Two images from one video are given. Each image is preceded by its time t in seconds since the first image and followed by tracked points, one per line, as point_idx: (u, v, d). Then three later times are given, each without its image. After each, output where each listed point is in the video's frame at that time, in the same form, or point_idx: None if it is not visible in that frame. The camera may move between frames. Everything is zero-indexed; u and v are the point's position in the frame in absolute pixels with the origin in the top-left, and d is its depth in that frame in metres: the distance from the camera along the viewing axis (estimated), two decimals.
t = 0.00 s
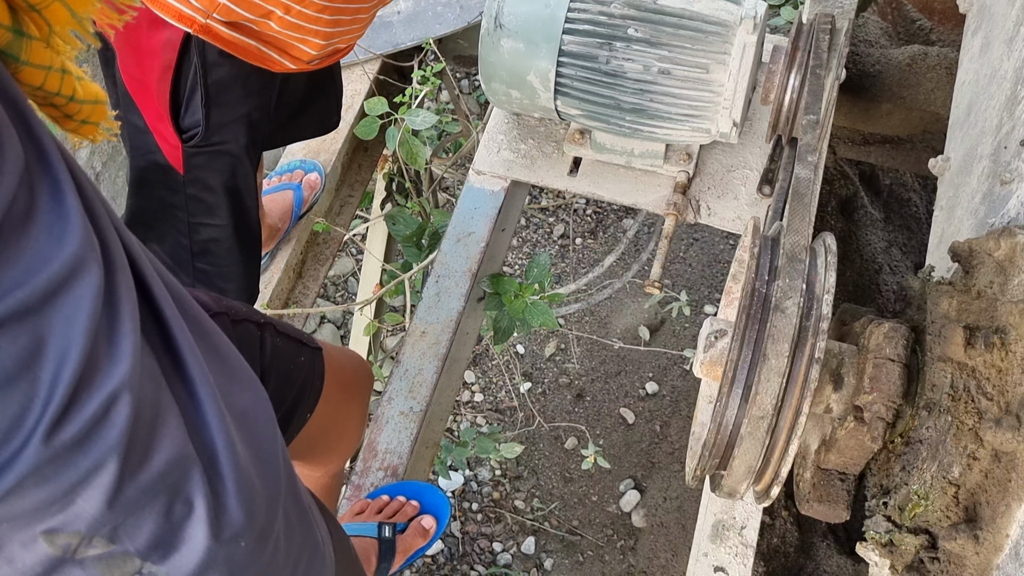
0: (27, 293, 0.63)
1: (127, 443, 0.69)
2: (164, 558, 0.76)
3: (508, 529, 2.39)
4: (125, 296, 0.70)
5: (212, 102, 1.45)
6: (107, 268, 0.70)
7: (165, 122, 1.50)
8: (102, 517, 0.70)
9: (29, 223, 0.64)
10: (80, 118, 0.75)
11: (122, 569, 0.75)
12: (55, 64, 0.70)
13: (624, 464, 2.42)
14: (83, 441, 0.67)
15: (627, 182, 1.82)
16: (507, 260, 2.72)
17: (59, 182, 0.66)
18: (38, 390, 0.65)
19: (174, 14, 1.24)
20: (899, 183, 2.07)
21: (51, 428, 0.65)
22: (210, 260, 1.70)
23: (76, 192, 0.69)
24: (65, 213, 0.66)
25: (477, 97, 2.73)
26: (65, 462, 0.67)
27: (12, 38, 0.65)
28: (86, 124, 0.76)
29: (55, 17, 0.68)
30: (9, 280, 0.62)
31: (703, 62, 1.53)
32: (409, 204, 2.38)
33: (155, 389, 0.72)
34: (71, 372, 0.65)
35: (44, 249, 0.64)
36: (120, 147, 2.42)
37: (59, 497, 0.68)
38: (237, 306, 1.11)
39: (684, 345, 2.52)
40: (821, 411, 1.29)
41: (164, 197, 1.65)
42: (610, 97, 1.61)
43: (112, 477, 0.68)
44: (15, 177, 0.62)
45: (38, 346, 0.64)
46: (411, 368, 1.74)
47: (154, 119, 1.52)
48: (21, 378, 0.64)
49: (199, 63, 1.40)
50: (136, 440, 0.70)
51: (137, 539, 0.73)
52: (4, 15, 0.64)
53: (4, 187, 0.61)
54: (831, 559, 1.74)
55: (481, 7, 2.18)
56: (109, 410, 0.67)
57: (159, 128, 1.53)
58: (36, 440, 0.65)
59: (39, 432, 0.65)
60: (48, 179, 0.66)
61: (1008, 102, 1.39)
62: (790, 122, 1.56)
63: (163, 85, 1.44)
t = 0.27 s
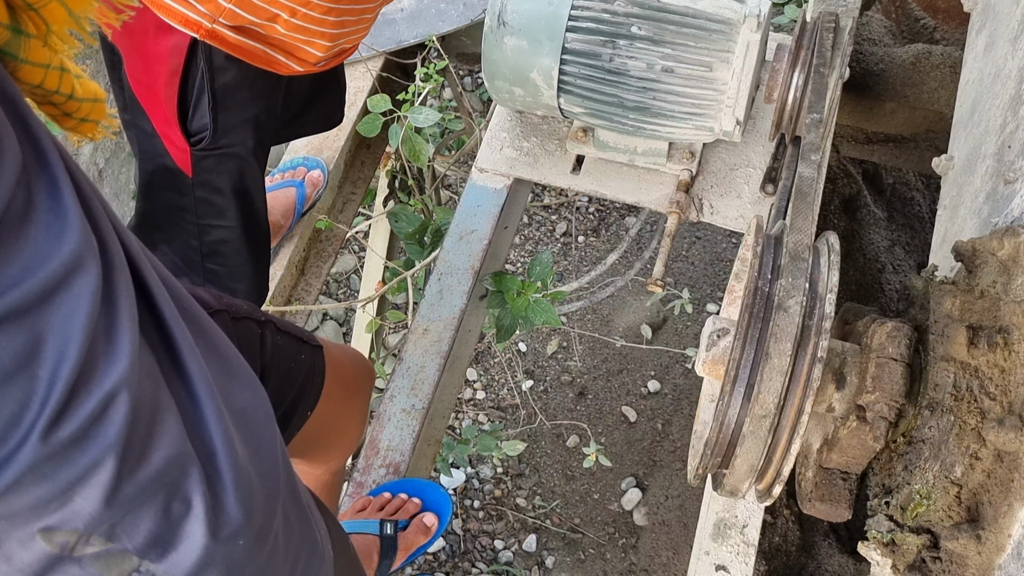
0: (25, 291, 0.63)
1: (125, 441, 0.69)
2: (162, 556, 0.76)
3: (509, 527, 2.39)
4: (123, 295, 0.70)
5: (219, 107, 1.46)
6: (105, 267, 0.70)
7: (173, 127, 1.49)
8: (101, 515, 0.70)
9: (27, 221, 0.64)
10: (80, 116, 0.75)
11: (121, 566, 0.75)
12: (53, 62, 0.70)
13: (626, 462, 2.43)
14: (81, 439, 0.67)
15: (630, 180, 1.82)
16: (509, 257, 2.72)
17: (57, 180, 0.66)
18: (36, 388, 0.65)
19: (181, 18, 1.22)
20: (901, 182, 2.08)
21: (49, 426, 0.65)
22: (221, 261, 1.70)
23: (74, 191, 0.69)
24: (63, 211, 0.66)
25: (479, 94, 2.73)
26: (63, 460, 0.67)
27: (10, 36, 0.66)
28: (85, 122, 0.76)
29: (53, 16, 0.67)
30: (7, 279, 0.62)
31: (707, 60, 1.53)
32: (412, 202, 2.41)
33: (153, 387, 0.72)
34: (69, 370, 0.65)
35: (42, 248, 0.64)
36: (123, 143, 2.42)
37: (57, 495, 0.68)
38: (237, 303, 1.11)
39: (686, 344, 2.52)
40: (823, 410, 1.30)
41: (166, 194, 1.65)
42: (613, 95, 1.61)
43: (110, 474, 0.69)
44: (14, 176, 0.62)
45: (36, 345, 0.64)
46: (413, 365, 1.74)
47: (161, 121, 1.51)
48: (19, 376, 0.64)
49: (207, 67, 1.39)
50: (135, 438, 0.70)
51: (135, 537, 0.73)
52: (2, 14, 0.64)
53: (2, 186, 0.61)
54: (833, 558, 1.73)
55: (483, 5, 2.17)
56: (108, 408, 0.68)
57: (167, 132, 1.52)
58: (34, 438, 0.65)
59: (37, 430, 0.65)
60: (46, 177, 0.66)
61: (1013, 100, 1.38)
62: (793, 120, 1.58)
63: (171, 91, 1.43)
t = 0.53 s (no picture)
0: (22, 291, 0.63)
1: (123, 441, 0.69)
2: (160, 556, 0.76)
3: (510, 527, 2.39)
4: (121, 295, 0.70)
5: (231, 110, 1.46)
6: (102, 266, 0.70)
7: (186, 132, 1.50)
8: (98, 515, 0.70)
9: (24, 221, 0.64)
10: (77, 117, 0.76)
11: (118, 566, 0.75)
12: (50, 62, 0.70)
13: (627, 462, 2.43)
14: (78, 438, 0.67)
15: (631, 180, 1.82)
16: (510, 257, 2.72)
17: (53, 181, 0.66)
18: (33, 388, 0.65)
19: (188, 25, 1.22)
20: (902, 182, 2.08)
21: (47, 425, 0.65)
22: (239, 261, 1.68)
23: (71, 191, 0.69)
24: (60, 211, 0.66)
25: (480, 95, 2.73)
26: (60, 459, 0.67)
27: (7, 37, 0.66)
28: (83, 122, 0.77)
29: (50, 17, 0.67)
30: (4, 278, 0.62)
31: (707, 60, 1.53)
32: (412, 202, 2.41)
33: (151, 387, 0.72)
34: (66, 369, 0.65)
35: (39, 247, 0.64)
36: (123, 143, 2.42)
37: (54, 494, 0.68)
38: (237, 303, 1.11)
39: (687, 344, 2.52)
40: (824, 410, 1.29)
41: (167, 195, 1.65)
42: (613, 95, 1.61)
43: (108, 474, 0.69)
44: (10, 176, 0.62)
45: (33, 344, 0.64)
46: (413, 365, 1.74)
47: (173, 128, 1.52)
48: (16, 375, 0.64)
49: (217, 73, 1.40)
50: (132, 438, 0.70)
51: (133, 536, 0.73)
52: None
53: None
54: (834, 558, 1.73)
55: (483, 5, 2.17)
56: (105, 407, 0.68)
57: (181, 139, 1.53)
58: (31, 437, 0.65)
59: (34, 429, 0.65)
60: (43, 177, 0.66)
61: (1013, 100, 1.38)
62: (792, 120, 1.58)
63: (181, 97, 1.44)
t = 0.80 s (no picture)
0: (23, 292, 0.63)
1: (124, 441, 0.69)
2: (161, 556, 0.76)
3: (512, 527, 2.39)
4: (122, 295, 0.71)
5: (237, 113, 1.45)
6: (103, 267, 0.70)
7: (194, 136, 1.50)
8: (100, 514, 0.70)
9: (24, 222, 0.64)
10: (78, 116, 0.76)
11: (119, 566, 0.75)
12: (51, 63, 0.70)
13: (628, 463, 2.43)
14: (79, 439, 0.67)
15: (632, 180, 1.82)
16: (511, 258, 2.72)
17: (54, 181, 0.66)
18: (34, 388, 0.65)
19: (193, 32, 1.22)
20: (903, 182, 2.09)
21: (48, 425, 0.65)
22: (250, 263, 1.69)
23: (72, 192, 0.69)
24: (61, 211, 0.66)
25: (481, 95, 2.73)
26: (61, 460, 0.67)
27: (8, 38, 0.66)
28: (84, 121, 0.77)
29: (50, 18, 0.67)
30: (5, 279, 0.62)
31: (707, 60, 1.53)
32: (413, 202, 2.40)
33: (152, 387, 0.72)
34: (67, 370, 0.65)
35: (40, 248, 0.64)
36: (125, 144, 2.42)
37: (55, 495, 0.69)
38: (238, 304, 1.12)
39: (688, 344, 2.52)
40: (825, 410, 1.29)
41: (169, 196, 1.65)
42: (614, 95, 1.61)
43: (109, 474, 0.69)
44: (11, 177, 0.62)
45: (34, 345, 0.64)
46: (414, 365, 1.74)
47: (182, 133, 1.52)
48: (17, 376, 0.64)
49: (223, 78, 1.39)
50: (133, 438, 0.70)
51: (134, 536, 0.73)
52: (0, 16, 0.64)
53: None
54: (835, 558, 1.73)
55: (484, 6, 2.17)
56: (106, 408, 0.68)
57: (189, 143, 1.53)
58: (32, 438, 0.65)
59: (35, 429, 0.65)
60: (44, 178, 0.66)
61: (1014, 100, 1.38)
62: (794, 121, 1.59)
63: (188, 103, 1.45)
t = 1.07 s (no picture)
0: (26, 291, 0.63)
1: (126, 440, 0.69)
2: (163, 555, 0.76)
3: (512, 528, 2.39)
4: (124, 294, 0.71)
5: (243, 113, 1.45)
6: (106, 266, 0.70)
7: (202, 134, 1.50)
8: (102, 514, 0.70)
9: (27, 220, 0.64)
10: (80, 116, 0.76)
11: (122, 566, 0.75)
12: (52, 62, 0.70)
13: (629, 463, 2.43)
14: (82, 438, 0.67)
15: (633, 181, 1.82)
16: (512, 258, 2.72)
17: (56, 179, 0.66)
18: (37, 387, 0.65)
19: (199, 29, 1.21)
20: (905, 183, 2.10)
21: (50, 424, 0.65)
22: (259, 264, 1.70)
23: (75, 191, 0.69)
24: (64, 211, 0.66)
25: (482, 95, 2.74)
26: (63, 459, 0.67)
27: (10, 37, 0.66)
28: (86, 121, 0.77)
29: (52, 17, 0.68)
30: (8, 278, 0.62)
31: (709, 61, 1.53)
32: (415, 203, 2.40)
33: (154, 386, 0.72)
34: (70, 369, 0.65)
35: (43, 247, 0.65)
36: (126, 144, 2.42)
37: (58, 494, 0.69)
38: (241, 304, 1.12)
39: (689, 345, 2.52)
40: (826, 411, 1.29)
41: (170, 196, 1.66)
42: (616, 96, 1.61)
43: (111, 473, 0.69)
44: (14, 176, 0.62)
45: (37, 344, 0.64)
46: (415, 365, 1.75)
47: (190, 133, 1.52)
48: (20, 375, 0.64)
49: (230, 75, 1.38)
50: (136, 437, 0.70)
51: (137, 535, 0.73)
52: (2, 16, 0.64)
53: (3, 185, 0.61)
54: (836, 559, 1.73)
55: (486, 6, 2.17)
56: (108, 407, 0.68)
57: (198, 142, 1.53)
58: (35, 437, 0.65)
59: (38, 429, 0.65)
60: (46, 177, 0.66)
61: (1016, 101, 1.38)
62: (795, 121, 1.59)
63: (194, 100, 1.44)
